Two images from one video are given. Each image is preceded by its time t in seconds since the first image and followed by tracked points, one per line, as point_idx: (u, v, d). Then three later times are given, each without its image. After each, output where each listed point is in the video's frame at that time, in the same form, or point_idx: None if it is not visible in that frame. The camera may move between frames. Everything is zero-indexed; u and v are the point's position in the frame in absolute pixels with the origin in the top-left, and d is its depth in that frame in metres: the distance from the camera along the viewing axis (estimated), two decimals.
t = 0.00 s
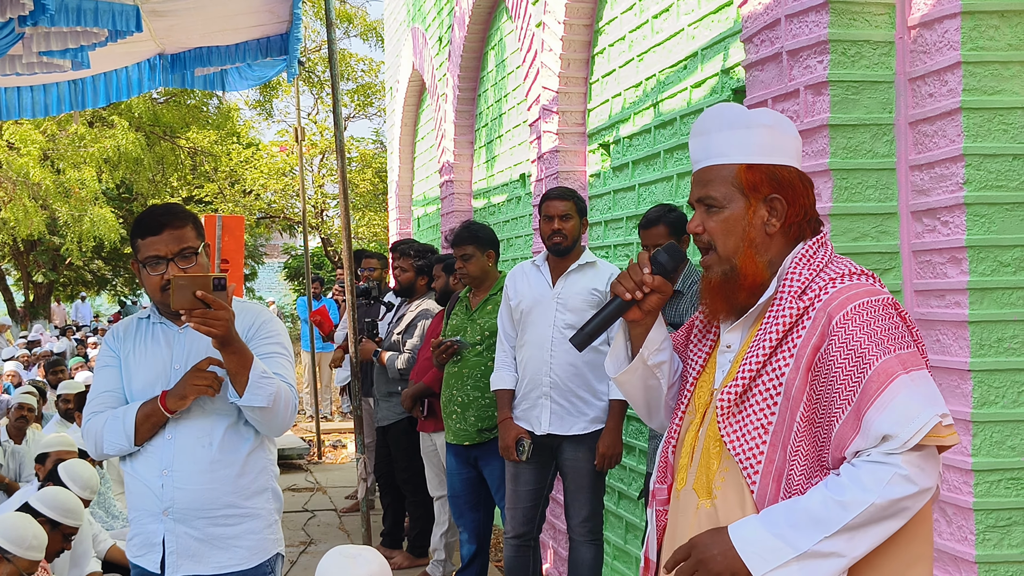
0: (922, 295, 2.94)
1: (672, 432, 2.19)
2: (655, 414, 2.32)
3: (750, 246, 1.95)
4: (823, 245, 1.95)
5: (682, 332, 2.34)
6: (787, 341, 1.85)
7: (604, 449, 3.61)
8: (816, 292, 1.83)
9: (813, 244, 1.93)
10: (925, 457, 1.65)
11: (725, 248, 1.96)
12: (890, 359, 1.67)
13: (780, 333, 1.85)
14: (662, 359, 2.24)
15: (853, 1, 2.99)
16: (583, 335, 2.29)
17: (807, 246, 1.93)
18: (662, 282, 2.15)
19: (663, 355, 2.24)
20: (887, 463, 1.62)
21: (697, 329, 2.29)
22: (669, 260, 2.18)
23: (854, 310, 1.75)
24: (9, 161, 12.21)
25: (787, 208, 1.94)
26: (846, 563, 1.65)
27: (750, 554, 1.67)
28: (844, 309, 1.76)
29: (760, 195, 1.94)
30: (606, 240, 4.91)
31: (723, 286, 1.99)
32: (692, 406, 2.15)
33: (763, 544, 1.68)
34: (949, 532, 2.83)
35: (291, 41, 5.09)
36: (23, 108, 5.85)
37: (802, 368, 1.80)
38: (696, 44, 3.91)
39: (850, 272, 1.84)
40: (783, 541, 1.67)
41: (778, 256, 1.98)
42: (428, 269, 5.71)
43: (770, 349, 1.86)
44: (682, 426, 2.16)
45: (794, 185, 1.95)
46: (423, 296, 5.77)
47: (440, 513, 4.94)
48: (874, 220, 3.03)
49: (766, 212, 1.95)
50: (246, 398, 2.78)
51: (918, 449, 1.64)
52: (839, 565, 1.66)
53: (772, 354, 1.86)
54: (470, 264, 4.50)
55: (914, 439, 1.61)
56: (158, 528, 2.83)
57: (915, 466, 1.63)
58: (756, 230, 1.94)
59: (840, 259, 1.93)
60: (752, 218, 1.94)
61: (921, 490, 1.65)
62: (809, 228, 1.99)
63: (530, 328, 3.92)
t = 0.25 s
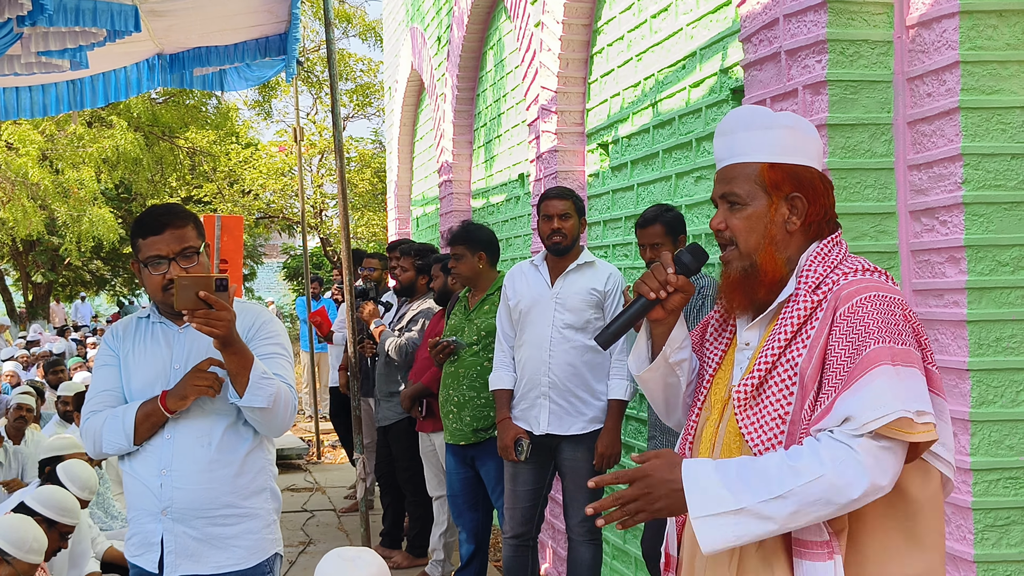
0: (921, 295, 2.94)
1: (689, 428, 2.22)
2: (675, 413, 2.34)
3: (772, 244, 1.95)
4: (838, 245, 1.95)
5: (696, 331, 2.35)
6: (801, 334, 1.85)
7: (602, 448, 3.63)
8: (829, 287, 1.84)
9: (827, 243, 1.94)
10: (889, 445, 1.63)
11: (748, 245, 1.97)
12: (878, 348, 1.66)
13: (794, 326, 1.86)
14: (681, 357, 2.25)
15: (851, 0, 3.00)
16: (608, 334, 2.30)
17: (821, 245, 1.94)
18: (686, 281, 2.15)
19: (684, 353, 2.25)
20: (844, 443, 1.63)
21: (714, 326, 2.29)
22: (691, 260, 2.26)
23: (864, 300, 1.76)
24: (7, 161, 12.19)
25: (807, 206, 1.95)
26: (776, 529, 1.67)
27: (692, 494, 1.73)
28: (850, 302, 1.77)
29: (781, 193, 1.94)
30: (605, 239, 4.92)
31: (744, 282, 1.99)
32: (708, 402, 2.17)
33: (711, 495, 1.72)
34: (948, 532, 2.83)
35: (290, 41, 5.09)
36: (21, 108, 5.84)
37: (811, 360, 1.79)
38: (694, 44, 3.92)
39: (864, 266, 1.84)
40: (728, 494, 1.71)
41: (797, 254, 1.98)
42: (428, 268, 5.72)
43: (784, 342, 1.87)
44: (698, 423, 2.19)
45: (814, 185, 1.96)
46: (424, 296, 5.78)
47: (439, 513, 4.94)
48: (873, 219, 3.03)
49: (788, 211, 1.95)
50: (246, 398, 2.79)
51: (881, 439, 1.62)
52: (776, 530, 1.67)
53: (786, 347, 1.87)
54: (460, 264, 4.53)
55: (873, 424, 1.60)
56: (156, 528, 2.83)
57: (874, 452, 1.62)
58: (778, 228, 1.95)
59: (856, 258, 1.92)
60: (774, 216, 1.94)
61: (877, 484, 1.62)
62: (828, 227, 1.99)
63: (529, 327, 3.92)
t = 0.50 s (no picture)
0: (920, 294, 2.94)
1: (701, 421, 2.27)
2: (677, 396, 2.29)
3: (799, 240, 1.96)
4: (855, 242, 1.98)
5: (710, 323, 2.36)
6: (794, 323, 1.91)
7: (602, 448, 3.62)
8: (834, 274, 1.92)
9: (844, 239, 1.97)
10: (821, 403, 1.70)
11: (774, 239, 1.95)
12: (839, 316, 1.75)
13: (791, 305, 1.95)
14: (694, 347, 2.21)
15: None
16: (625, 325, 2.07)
17: (838, 241, 1.97)
18: (706, 270, 2.10)
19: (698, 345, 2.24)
20: (767, 360, 1.70)
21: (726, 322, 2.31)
22: (710, 248, 2.15)
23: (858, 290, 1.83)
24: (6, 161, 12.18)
25: (834, 204, 1.97)
26: (673, 416, 1.68)
27: (611, 358, 1.71)
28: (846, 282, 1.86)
29: (810, 191, 1.96)
30: (604, 238, 4.92)
31: (769, 276, 1.99)
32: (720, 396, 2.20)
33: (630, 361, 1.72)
34: (947, 531, 2.84)
35: (289, 41, 5.08)
36: (20, 108, 5.84)
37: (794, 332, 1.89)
38: (693, 43, 3.92)
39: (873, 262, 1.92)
40: (643, 368, 1.71)
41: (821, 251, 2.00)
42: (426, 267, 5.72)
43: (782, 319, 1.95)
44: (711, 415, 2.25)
45: (840, 183, 1.98)
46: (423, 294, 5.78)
47: (438, 513, 4.94)
48: (872, 219, 3.02)
49: (814, 208, 1.97)
50: (248, 397, 2.80)
51: (802, 378, 1.68)
52: (672, 416, 1.68)
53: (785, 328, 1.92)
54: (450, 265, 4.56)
55: (799, 358, 1.68)
56: (156, 527, 2.83)
57: (794, 384, 1.67)
58: (806, 224, 1.96)
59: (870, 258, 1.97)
60: (802, 213, 1.95)
61: (788, 413, 1.67)
62: (849, 226, 2.03)
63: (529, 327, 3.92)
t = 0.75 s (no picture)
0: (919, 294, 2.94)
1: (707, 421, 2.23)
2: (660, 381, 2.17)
3: (811, 236, 1.93)
4: (864, 241, 1.97)
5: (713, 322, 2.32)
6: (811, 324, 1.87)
7: (602, 448, 3.63)
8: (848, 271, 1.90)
9: (855, 238, 1.96)
10: (844, 391, 1.67)
11: (786, 234, 1.92)
12: (858, 306, 1.73)
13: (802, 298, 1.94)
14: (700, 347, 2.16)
15: None
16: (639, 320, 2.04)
17: (848, 240, 1.95)
18: (715, 266, 2.12)
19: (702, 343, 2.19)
20: (795, 344, 1.66)
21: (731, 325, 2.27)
22: (720, 245, 2.24)
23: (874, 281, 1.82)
24: (5, 162, 12.17)
25: (845, 203, 1.96)
26: (702, 401, 1.61)
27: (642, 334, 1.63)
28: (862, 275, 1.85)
29: (823, 188, 1.94)
30: (603, 238, 4.93)
31: (779, 273, 1.95)
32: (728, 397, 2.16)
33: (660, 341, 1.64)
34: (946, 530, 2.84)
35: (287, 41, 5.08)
36: (19, 108, 5.83)
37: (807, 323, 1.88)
38: (692, 43, 3.92)
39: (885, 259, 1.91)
40: (672, 347, 1.63)
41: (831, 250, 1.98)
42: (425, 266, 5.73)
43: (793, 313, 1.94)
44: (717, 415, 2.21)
45: (852, 181, 1.97)
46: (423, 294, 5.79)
47: (438, 513, 4.94)
48: (872, 219, 3.01)
49: (826, 206, 1.95)
50: (249, 397, 2.80)
51: (826, 363, 1.65)
52: (702, 399, 1.61)
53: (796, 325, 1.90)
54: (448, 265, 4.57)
55: (823, 343, 1.65)
56: (156, 528, 2.83)
57: (820, 370, 1.63)
58: (818, 221, 1.93)
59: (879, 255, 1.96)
60: (815, 209, 1.93)
61: (813, 398, 1.62)
62: (858, 226, 2.01)
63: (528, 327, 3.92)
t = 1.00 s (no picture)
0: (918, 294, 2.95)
1: (706, 426, 2.20)
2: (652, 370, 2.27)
3: (814, 235, 1.94)
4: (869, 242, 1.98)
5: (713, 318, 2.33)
6: (844, 335, 1.85)
7: (601, 448, 3.63)
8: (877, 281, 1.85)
9: (861, 242, 1.96)
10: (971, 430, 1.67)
11: (788, 232, 1.93)
12: (941, 338, 1.67)
13: (838, 316, 1.86)
14: (699, 344, 2.18)
15: None
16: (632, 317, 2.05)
17: (856, 243, 1.96)
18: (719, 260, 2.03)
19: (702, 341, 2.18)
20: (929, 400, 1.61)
21: (730, 325, 2.26)
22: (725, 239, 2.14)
23: (915, 292, 1.77)
24: (4, 162, 12.17)
25: (849, 202, 1.96)
26: (838, 456, 1.64)
27: (768, 387, 1.71)
28: (906, 291, 1.78)
29: (827, 186, 1.95)
30: (602, 238, 4.93)
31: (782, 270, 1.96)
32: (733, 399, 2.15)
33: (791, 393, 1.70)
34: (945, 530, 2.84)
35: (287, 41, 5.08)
36: (18, 108, 5.83)
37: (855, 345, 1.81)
38: (691, 43, 3.92)
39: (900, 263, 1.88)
40: (805, 398, 1.69)
41: (833, 248, 2.00)
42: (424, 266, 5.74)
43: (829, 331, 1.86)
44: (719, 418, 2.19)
45: (857, 180, 1.97)
46: (422, 293, 5.79)
47: (437, 513, 4.95)
48: (870, 219, 3.01)
49: (830, 204, 1.96)
50: (247, 398, 2.80)
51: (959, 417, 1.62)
52: (840, 454, 1.64)
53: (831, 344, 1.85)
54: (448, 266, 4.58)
55: (954, 395, 1.61)
56: (156, 528, 2.83)
57: (960, 423, 1.61)
58: (821, 219, 1.94)
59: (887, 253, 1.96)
60: (819, 207, 1.94)
61: (953, 450, 1.60)
62: (862, 226, 2.02)
63: (527, 327, 3.92)
